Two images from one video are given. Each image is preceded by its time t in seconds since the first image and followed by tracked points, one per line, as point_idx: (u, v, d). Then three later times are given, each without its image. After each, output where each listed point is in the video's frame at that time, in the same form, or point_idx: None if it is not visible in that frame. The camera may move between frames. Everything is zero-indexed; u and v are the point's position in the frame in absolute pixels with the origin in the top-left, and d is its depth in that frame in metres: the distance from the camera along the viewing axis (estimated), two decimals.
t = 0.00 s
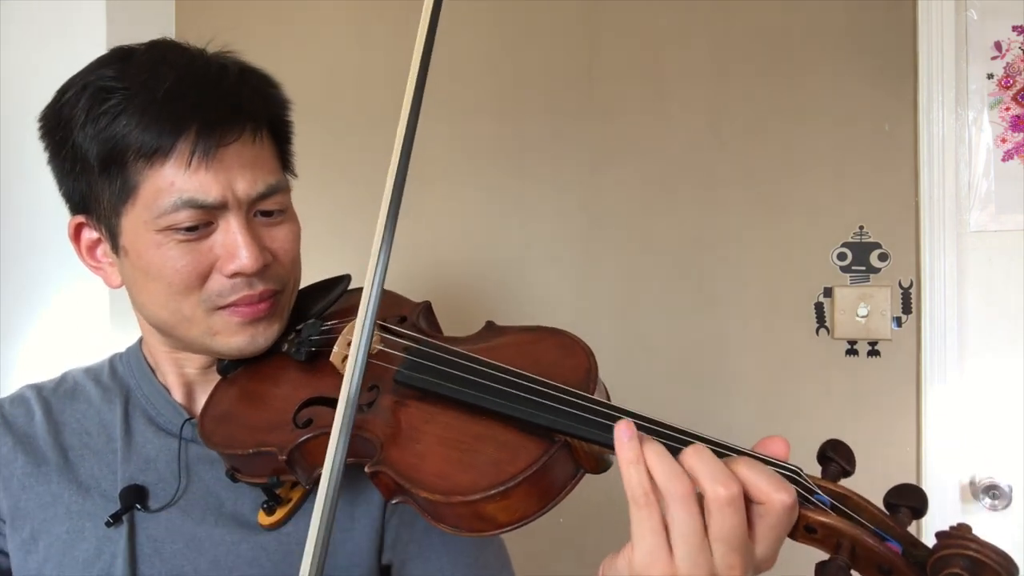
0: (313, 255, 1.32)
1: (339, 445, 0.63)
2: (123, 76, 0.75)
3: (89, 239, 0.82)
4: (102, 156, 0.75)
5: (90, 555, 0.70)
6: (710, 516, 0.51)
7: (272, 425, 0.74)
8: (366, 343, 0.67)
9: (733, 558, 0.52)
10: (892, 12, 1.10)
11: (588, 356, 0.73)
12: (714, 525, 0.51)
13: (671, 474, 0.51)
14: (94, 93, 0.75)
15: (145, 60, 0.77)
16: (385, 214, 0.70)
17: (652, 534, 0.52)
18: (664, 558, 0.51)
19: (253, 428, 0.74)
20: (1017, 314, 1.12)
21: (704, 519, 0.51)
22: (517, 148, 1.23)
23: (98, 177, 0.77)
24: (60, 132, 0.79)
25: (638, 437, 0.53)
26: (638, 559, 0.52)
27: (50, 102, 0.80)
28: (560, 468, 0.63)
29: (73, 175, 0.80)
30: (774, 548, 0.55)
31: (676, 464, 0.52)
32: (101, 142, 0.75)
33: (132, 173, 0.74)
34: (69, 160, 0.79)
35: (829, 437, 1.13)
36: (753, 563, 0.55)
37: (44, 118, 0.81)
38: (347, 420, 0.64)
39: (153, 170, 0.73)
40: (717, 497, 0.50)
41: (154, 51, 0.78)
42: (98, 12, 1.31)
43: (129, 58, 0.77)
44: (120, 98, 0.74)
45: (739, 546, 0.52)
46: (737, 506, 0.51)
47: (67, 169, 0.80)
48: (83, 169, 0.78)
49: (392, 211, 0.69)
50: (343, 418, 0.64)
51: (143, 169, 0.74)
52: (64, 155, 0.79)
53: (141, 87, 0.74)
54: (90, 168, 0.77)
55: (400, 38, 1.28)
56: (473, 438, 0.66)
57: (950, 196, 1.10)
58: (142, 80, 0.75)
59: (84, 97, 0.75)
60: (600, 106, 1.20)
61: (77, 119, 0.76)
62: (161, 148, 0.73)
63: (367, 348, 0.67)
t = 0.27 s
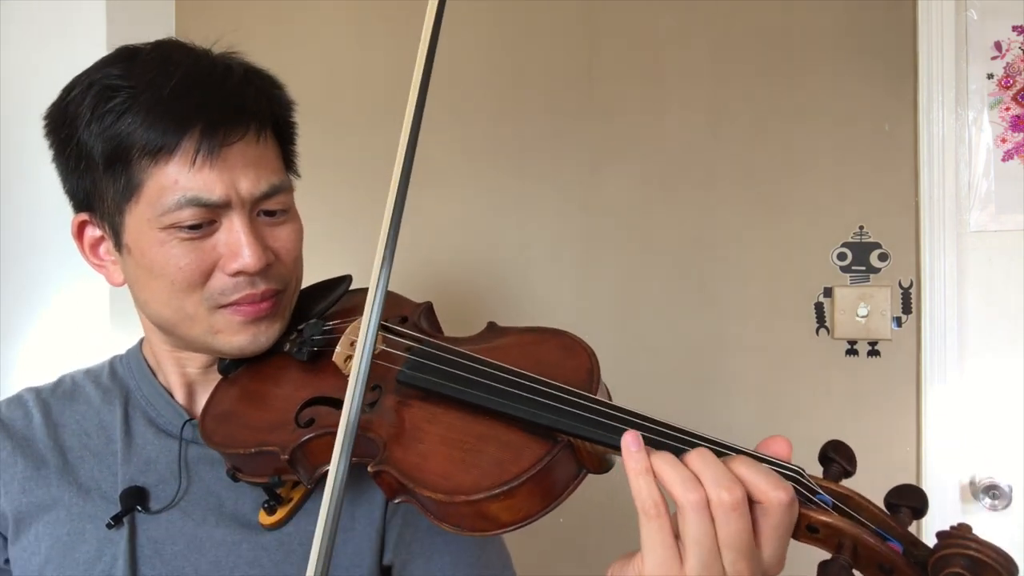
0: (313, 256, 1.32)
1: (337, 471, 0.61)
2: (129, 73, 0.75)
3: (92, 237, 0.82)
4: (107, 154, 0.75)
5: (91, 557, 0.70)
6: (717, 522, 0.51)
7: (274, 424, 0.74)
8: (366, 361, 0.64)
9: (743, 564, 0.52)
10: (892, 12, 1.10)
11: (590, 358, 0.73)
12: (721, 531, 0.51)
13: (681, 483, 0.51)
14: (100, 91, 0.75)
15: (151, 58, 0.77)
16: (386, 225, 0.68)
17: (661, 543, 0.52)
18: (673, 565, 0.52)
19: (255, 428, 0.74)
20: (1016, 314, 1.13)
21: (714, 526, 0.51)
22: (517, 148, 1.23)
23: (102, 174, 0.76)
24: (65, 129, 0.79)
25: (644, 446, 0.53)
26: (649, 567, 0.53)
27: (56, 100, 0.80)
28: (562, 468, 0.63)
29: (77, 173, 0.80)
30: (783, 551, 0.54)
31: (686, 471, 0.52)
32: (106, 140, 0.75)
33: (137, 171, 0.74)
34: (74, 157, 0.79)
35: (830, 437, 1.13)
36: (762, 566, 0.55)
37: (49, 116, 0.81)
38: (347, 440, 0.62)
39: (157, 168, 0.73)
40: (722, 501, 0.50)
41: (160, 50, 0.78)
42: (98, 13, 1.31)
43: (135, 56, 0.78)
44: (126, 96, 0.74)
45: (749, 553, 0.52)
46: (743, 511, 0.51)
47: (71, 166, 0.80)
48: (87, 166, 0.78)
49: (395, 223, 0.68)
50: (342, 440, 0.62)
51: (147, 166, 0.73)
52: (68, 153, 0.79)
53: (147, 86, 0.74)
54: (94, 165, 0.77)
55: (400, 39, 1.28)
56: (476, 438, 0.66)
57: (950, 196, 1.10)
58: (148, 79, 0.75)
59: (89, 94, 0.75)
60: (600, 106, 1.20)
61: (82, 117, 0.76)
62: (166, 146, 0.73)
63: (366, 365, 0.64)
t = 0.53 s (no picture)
0: (313, 256, 1.32)
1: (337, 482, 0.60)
2: (134, 74, 0.75)
3: (94, 236, 0.82)
4: (110, 154, 0.75)
5: (93, 559, 0.70)
6: (718, 527, 0.51)
7: (274, 426, 0.74)
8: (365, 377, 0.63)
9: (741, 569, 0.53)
10: (892, 12, 1.10)
11: (590, 360, 0.73)
12: (722, 535, 0.51)
13: (680, 487, 0.51)
14: (104, 91, 0.75)
15: (156, 58, 0.77)
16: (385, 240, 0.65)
17: (659, 545, 0.53)
18: (671, 567, 0.53)
19: (256, 429, 0.74)
20: (1016, 314, 1.13)
21: (713, 530, 0.51)
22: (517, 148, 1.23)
23: (105, 174, 0.77)
24: (69, 129, 0.79)
25: (641, 448, 0.53)
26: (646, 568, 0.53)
27: (60, 100, 0.80)
28: (561, 471, 0.63)
29: (80, 172, 0.80)
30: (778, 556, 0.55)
31: (687, 474, 0.52)
32: (110, 139, 0.75)
33: (139, 171, 0.74)
34: (77, 157, 0.79)
35: (830, 437, 1.13)
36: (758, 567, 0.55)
37: (53, 116, 0.81)
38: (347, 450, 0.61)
39: (160, 168, 0.73)
40: (724, 507, 0.50)
41: (164, 50, 0.78)
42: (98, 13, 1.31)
43: (140, 56, 0.78)
44: (130, 96, 0.74)
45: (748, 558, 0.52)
46: (744, 516, 0.51)
47: (74, 166, 0.80)
48: (91, 166, 0.78)
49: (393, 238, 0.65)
50: (342, 445, 0.61)
51: (150, 166, 0.74)
52: (72, 153, 0.79)
53: (151, 86, 0.74)
54: (97, 165, 0.77)
55: (400, 39, 1.28)
56: (476, 441, 0.66)
57: (950, 196, 1.10)
58: (153, 79, 0.75)
59: (93, 94, 0.76)
60: (600, 106, 1.19)
61: (86, 117, 0.76)
62: (169, 146, 0.73)
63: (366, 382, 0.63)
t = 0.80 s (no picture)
0: (313, 256, 1.32)
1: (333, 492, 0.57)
2: (138, 71, 0.75)
3: (96, 233, 0.82)
4: (113, 151, 0.75)
5: (94, 559, 0.70)
6: (710, 531, 0.51)
7: (273, 425, 0.74)
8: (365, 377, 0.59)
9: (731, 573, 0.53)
10: (892, 12, 1.10)
11: (588, 363, 0.73)
12: (712, 539, 0.51)
13: (668, 491, 0.51)
14: (109, 88, 0.75)
15: (161, 57, 0.77)
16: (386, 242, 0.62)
17: (645, 547, 0.53)
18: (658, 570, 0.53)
19: (254, 428, 0.74)
20: (1016, 314, 1.13)
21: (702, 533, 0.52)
22: (517, 148, 1.23)
23: (108, 171, 0.77)
24: (73, 125, 0.79)
25: (628, 452, 0.53)
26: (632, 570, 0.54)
27: (64, 96, 0.80)
28: (558, 473, 0.64)
29: (83, 169, 0.80)
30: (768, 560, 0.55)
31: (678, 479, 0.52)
32: (113, 136, 0.75)
33: (142, 168, 0.74)
34: (80, 154, 0.79)
35: (830, 437, 1.13)
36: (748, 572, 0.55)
37: (57, 112, 0.81)
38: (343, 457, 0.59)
39: (163, 165, 0.73)
40: (717, 512, 0.50)
41: (169, 49, 0.78)
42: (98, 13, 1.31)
43: (145, 54, 0.78)
44: (134, 93, 0.74)
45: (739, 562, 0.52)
46: (737, 522, 0.51)
47: (77, 162, 0.80)
48: (94, 163, 0.78)
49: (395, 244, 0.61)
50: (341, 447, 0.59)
51: (154, 163, 0.74)
52: (75, 149, 0.79)
53: (155, 84, 0.75)
54: (101, 162, 0.77)
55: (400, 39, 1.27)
56: (473, 443, 0.66)
57: (950, 196, 1.10)
58: (157, 77, 0.75)
59: (97, 91, 0.76)
60: (600, 106, 1.19)
61: (90, 114, 0.76)
62: (173, 143, 0.73)
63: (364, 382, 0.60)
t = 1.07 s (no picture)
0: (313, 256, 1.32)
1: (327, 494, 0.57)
2: (145, 69, 0.75)
3: (99, 230, 0.82)
4: (117, 147, 0.75)
5: (93, 560, 0.70)
6: (703, 520, 0.51)
7: (272, 424, 0.74)
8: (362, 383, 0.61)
9: (720, 566, 0.52)
10: (892, 11, 1.10)
11: (588, 363, 0.73)
12: (705, 529, 0.51)
13: (660, 476, 0.51)
14: (115, 85, 0.75)
15: (167, 55, 0.77)
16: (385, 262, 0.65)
17: (634, 535, 0.52)
18: (646, 559, 0.52)
19: (253, 427, 0.74)
20: (1016, 314, 1.13)
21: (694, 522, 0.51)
22: (517, 148, 1.23)
23: (112, 167, 0.76)
24: (77, 121, 0.79)
25: (619, 444, 0.54)
26: (620, 559, 0.52)
27: (69, 93, 0.80)
28: (557, 473, 0.63)
29: (87, 165, 0.80)
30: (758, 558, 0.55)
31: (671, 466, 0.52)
32: (118, 132, 0.75)
33: (146, 164, 0.74)
34: (85, 150, 0.79)
35: (830, 437, 1.13)
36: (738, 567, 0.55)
37: (62, 109, 0.81)
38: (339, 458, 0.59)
39: (167, 161, 0.73)
40: (714, 503, 0.50)
41: (174, 47, 0.79)
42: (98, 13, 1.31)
43: (151, 52, 0.78)
44: (139, 90, 0.74)
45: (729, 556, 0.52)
46: (733, 514, 0.51)
47: (81, 159, 0.80)
48: (98, 159, 0.78)
49: (390, 269, 0.64)
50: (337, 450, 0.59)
51: (158, 160, 0.73)
52: (79, 146, 0.79)
53: (161, 81, 0.75)
54: (104, 158, 0.77)
55: (400, 39, 1.27)
56: (472, 442, 0.66)
57: (950, 196, 1.10)
58: (163, 74, 0.75)
59: (103, 87, 0.76)
60: (600, 106, 1.19)
61: (95, 110, 0.76)
62: (177, 140, 0.73)
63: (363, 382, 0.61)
